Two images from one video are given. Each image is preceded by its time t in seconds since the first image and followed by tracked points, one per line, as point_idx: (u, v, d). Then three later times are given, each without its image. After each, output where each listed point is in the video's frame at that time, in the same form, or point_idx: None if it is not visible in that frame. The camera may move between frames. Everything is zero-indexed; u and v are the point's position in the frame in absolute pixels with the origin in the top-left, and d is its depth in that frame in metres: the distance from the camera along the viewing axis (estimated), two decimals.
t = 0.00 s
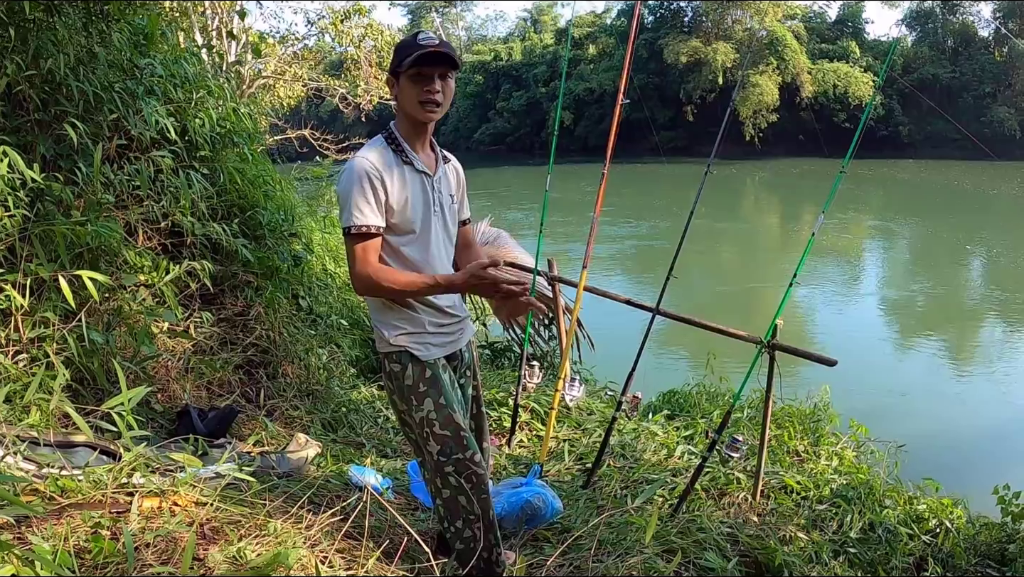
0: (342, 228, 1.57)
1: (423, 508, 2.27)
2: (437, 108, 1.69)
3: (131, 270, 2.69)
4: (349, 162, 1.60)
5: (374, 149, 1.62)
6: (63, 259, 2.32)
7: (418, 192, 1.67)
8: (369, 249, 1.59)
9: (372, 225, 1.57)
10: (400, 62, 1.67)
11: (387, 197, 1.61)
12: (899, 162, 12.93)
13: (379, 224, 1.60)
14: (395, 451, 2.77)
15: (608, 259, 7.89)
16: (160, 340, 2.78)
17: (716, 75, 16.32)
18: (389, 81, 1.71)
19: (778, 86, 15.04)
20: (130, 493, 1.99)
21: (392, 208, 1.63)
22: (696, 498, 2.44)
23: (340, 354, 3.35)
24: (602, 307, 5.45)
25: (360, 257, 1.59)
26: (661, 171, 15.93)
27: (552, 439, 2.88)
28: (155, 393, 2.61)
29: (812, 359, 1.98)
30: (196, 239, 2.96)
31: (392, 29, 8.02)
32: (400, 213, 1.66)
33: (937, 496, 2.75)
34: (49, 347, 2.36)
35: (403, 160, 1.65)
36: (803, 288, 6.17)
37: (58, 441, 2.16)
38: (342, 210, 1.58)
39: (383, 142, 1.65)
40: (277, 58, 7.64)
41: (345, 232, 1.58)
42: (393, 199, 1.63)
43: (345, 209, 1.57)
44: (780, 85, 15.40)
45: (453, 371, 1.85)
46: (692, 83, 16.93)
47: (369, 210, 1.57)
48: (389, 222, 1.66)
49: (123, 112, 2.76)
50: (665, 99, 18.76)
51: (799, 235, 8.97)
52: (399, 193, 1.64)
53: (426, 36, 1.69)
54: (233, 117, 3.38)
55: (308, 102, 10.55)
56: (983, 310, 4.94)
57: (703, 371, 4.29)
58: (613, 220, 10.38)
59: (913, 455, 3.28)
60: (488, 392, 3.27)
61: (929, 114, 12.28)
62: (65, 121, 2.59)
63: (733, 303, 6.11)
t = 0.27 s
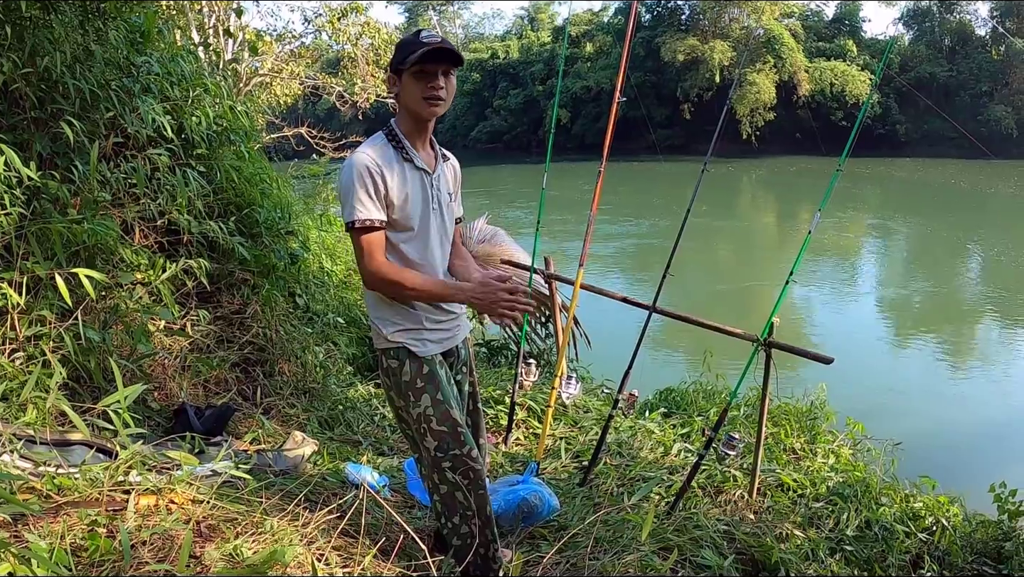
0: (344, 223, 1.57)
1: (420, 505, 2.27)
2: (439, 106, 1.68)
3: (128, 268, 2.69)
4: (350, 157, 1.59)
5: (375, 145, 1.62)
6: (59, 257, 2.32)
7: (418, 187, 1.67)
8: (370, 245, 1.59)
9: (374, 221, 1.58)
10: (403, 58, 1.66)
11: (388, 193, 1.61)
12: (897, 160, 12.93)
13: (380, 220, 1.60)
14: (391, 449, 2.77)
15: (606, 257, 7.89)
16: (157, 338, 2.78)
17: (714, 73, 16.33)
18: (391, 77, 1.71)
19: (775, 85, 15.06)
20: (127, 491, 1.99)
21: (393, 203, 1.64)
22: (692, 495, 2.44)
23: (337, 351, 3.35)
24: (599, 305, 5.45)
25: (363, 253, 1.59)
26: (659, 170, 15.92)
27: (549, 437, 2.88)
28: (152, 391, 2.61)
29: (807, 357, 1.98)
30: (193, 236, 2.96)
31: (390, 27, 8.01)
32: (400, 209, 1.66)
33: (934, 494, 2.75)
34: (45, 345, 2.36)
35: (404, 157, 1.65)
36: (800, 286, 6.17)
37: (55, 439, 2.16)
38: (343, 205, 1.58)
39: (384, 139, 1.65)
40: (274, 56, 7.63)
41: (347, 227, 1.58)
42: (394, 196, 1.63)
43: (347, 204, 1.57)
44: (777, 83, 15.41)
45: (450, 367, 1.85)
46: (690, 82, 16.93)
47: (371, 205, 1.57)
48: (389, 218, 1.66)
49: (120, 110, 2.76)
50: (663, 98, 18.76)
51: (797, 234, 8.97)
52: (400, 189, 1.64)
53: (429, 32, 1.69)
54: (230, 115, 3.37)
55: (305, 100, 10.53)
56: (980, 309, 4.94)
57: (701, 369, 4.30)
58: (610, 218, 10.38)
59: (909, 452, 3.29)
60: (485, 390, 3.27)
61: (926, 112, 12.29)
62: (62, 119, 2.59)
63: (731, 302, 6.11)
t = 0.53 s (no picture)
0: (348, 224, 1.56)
1: (421, 503, 2.28)
2: (443, 104, 1.69)
3: (127, 269, 2.69)
4: (354, 156, 1.59)
5: (378, 144, 1.62)
6: (58, 257, 2.32)
7: (421, 186, 1.67)
8: (374, 243, 1.58)
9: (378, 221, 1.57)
10: (408, 56, 1.66)
11: (392, 192, 1.61)
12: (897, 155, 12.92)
13: (384, 218, 1.59)
14: (392, 447, 2.78)
15: (606, 254, 7.89)
16: (157, 338, 2.78)
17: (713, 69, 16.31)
18: (394, 75, 1.71)
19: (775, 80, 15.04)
20: (127, 491, 1.99)
21: (397, 201, 1.63)
22: (693, 491, 2.45)
23: (337, 350, 3.35)
24: (600, 301, 5.45)
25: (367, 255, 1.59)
26: (658, 166, 15.91)
27: (550, 434, 2.89)
28: (152, 391, 2.61)
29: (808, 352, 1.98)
30: (193, 236, 2.96)
31: (388, 25, 8.00)
32: (404, 207, 1.65)
33: (935, 487, 2.75)
34: (45, 346, 2.36)
35: (407, 155, 1.65)
36: (801, 282, 6.17)
37: (55, 440, 2.16)
38: (347, 202, 1.57)
39: (386, 137, 1.65)
40: (272, 55, 7.62)
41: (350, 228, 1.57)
42: (398, 193, 1.63)
43: (351, 202, 1.56)
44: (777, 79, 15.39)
45: (453, 364, 1.86)
46: (689, 78, 16.92)
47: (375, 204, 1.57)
48: (393, 217, 1.66)
49: (118, 110, 2.76)
50: (662, 94, 18.75)
51: (798, 229, 8.96)
52: (404, 187, 1.64)
53: (433, 31, 1.69)
54: (228, 114, 3.38)
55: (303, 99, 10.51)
56: (981, 304, 4.93)
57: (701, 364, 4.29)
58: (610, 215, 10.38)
59: (911, 447, 3.29)
60: (486, 387, 3.28)
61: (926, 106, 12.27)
62: (60, 120, 2.59)
63: (731, 298, 6.11)
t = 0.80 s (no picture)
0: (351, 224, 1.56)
1: (423, 502, 2.28)
2: (460, 103, 1.72)
3: (127, 270, 2.69)
4: (362, 154, 1.58)
5: (386, 143, 1.61)
6: (57, 259, 2.31)
7: (428, 185, 1.67)
8: (373, 244, 1.59)
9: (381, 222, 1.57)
10: (431, 53, 1.66)
11: (400, 191, 1.61)
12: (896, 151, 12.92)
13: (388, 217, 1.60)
14: (393, 446, 2.78)
15: (606, 252, 7.88)
16: (157, 339, 2.78)
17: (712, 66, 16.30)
18: (411, 72, 1.68)
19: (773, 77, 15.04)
20: (128, 492, 1.98)
21: (403, 201, 1.63)
22: (695, 488, 2.45)
23: (337, 349, 3.35)
24: (599, 299, 5.45)
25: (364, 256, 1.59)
26: (658, 164, 15.91)
27: (550, 432, 2.89)
28: (152, 392, 2.61)
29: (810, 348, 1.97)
30: (192, 237, 2.96)
31: (386, 24, 8.00)
32: (410, 207, 1.65)
33: (936, 483, 2.74)
34: (45, 348, 2.36)
35: (414, 154, 1.65)
36: (801, 278, 6.16)
37: (56, 441, 2.16)
38: (350, 201, 1.57)
39: (393, 136, 1.64)
40: (270, 55, 7.62)
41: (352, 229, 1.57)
42: (404, 193, 1.62)
43: (355, 202, 1.56)
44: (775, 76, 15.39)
45: (457, 362, 1.85)
46: (688, 75, 16.91)
47: (380, 205, 1.57)
48: (398, 216, 1.66)
49: (116, 112, 2.76)
50: (661, 92, 18.74)
51: (797, 225, 8.96)
52: (411, 187, 1.64)
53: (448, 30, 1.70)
54: (226, 114, 3.37)
55: (302, 100, 10.51)
56: (982, 299, 4.93)
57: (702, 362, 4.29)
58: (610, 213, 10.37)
59: (913, 443, 3.28)
60: (486, 385, 3.28)
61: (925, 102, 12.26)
62: (58, 122, 2.58)
63: (732, 295, 6.11)
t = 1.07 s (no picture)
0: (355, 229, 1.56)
1: (423, 503, 2.27)
2: (470, 104, 1.72)
3: (127, 271, 2.69)
4: (367, 158, 1.58)
5: (391, 147, 1.61)
6: (58, 259, 2.31)
7: (433, 188, 1.68)
8: (375, 247, 1.60)
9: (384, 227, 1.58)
10: (447, 55, 1.66)
11: (405, 194, 1.61)
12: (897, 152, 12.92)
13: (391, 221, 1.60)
14: (393, 446, 2.79)
15: (606, 253, 7.89)
16: (157, 340, 2.78)
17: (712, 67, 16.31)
18: (425, 73, 1.66)
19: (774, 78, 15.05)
20: (128, 493, 1.98)
21: (408, 204, 1.63)
22: (695, 488, 2.45)
23: (337, 350, 3.35)
24: (599, 300, 5.46)
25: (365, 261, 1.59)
26: (658, 164, 15.92)
27: (551, 433, 2.89)
28: (152, 393, 2.62)
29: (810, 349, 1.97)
30: (192, 238, 2.96)
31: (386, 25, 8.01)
32: (415, 210, 1.65)
33: (937, 484, 2.75)
34: (45, 348, 2.36)
35: (419, 157, 1.65)
36: (801, 279, 6.16)
37: (56, 442, 2.16)
38: (354, 206, 1.57)
39: (398, 139, 1.64)
40: (270, 55, 7.62)
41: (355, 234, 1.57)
42: (409, 196, 1.62)
43: (358, 206, 1.56)
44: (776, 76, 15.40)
45: (462, 362, 1.86)
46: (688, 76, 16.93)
47: (384, 209, 1.57)
48: (402, 219, 1.66)
49: (116, 112, 2.76)
50: (661, 93, 18.74)
51: (797, 226, 8.96)
52: (416, 190, 1.64)
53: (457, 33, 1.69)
54: (226, 115, 3.37)
55: (303, 100, 10.52)
56: (982, 300, 4.93)
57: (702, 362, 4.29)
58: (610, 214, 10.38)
59: (914, 444, 3.29)
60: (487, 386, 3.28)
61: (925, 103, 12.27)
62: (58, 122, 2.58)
63: (732, 295, 6.11)
